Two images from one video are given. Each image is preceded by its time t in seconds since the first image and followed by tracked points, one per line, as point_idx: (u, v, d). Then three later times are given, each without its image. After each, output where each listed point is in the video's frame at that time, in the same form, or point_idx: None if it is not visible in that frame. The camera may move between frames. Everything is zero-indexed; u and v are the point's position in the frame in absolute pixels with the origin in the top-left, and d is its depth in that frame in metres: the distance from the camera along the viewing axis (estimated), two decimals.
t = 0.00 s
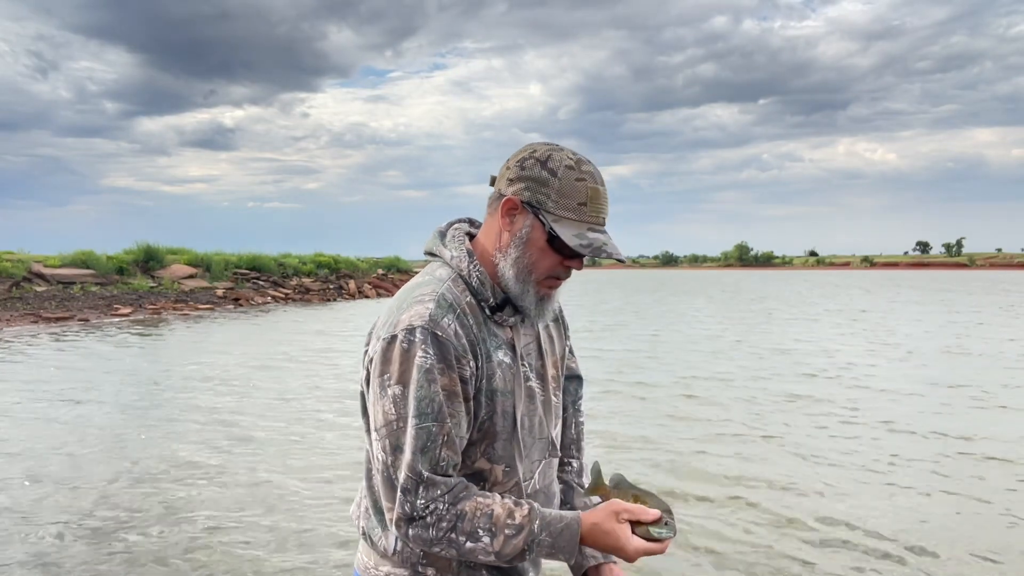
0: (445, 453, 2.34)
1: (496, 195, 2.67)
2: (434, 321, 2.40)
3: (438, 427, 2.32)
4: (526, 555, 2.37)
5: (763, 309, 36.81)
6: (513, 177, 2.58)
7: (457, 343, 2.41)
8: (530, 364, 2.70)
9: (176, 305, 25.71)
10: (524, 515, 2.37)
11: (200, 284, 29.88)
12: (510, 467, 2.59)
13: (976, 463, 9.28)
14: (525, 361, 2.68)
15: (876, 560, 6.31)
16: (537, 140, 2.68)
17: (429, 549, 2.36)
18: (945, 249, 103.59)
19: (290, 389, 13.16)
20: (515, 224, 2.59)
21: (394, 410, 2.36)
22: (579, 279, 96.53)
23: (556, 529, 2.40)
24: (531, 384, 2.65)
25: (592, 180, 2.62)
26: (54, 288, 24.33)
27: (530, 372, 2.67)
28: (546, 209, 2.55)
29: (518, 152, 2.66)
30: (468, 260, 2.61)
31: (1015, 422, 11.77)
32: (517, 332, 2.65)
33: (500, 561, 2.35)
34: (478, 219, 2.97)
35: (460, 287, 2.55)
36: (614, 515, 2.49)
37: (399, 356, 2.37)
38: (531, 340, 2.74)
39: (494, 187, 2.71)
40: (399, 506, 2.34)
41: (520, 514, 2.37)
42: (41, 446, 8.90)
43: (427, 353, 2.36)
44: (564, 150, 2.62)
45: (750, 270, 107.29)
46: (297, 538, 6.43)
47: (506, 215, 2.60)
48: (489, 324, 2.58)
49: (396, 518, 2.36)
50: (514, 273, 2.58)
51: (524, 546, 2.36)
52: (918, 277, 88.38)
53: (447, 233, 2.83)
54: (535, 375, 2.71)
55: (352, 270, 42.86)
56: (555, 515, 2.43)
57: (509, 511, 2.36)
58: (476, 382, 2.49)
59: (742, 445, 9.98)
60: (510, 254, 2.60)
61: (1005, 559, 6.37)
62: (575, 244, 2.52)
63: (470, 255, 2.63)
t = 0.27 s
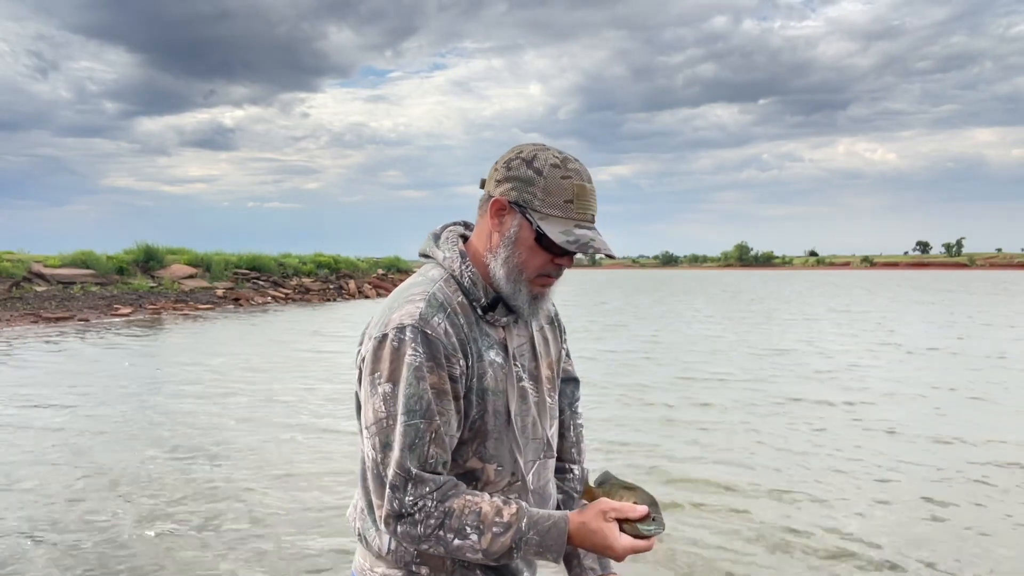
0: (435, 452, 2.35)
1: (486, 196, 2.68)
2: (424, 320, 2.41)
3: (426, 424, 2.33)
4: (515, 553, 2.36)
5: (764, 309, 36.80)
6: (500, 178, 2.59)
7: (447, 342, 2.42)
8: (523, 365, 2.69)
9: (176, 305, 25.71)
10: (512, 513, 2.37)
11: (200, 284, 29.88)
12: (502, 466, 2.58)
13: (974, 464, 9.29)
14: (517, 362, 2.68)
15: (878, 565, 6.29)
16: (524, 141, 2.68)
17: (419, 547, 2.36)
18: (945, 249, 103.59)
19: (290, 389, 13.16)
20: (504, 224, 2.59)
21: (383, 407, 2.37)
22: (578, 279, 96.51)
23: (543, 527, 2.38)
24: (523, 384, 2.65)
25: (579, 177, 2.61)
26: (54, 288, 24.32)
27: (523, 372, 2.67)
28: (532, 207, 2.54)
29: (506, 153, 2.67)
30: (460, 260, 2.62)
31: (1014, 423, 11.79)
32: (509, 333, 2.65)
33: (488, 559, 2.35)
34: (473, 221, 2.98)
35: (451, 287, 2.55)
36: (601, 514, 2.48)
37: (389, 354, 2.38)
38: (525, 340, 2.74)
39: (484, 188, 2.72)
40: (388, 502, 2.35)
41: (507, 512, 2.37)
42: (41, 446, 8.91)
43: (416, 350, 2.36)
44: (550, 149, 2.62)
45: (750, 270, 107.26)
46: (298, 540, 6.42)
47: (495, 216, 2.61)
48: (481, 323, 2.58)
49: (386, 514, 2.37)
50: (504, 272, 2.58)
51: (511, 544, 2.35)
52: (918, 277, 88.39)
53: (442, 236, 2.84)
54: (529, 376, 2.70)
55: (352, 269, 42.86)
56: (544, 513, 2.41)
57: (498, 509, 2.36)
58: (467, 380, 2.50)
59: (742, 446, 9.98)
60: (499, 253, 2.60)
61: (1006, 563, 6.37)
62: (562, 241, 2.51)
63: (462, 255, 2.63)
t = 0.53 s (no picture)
0: (420, 451, 2.35)
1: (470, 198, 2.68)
2: (409, 321, 2.42)
3: (410, 423, 2.33)
4: (500, 552, 2.34)
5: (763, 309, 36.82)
6: (480, 180, 2.60)
7: (433, 343, 2.42)
8: (515, 366, 2.69)
9: (176, 305, 25.72)
10: (497, 512, 2.35)
11: (200, 284, 29.89)
12: (493, 467, 2.58)
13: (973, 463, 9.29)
14: (509, 363, 2.67)
15: (875, 563, 6.29)
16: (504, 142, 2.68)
17: (406, 546, 2.37)
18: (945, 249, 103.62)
19: (290, 389, 13.17)
20: (485, 225, 2.60)
21: (370, 408, 2.38)
22: (579, 279, 96.50)
23: (528, 526, 2.35)
24: (515, 385, 2.64)
25: (555, 174, 2.58)
26: (54, 288, 24.33)
27: (514, 374, 2.66)
28: (508, 206, 2.54)
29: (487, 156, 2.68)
30: (448, 263, 2.63)
31: (1012, 423, 11.79)
32: (499, 334, 2.65)
33: (474, 558, 2.34)
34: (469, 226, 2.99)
35: (440, 290, 2.56)
36: (586, 514, 2.44)
37: (376, 355, 2.39)
38: (516, 341, 2.73)
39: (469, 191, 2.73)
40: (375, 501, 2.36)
41: (493, 511, 2.35)
42: (41, 445, 8.91)
43: (401, 352, 2.37)
44: (527, 148, 2.61)
45: (750, 270, 107.26)
46: (296, 540, 6.40)
47: (476, 217, 2.62)
48: (470, 325, 2.59)
49: (374, 514, 2.38)
50: (488, 273, 2.58)
51: (495, 543, 2.33)
52: (918, 277, 88.42)
53: (434, 240, 2.85)
54: (521, 377, 2.69)
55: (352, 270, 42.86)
56: (529, 513, 2.38)
57: (482, 507, 2.35)
58: (455, 381, 2.50)
59: (740, 446, 9.99)
60: (481, 254, 2.60)
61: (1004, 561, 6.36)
62: (534, 239, 2.49)
63: (451, 259, 2.64)
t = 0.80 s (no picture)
0: (413, 456, 2.35)
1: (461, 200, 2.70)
2: (403, 327, 2.42)
3: (403, 429, 2.33)
4: (493, 555, 2.34)
5: (763, 309, 36.87)
6: (470, 183, 2.61)
7: (426, 348, 2.43)
8: (512, 367, 2.70)
9: (176, 305, 25.72)
10: (489, 516, 2.34)
11: (200, 284, 29.90)
12: (491, 468, 2.59)
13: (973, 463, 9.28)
14: (506, 364, 2.68)
15: (875, 560, 6.28)
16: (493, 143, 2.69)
17: (402, 549, 2.38)
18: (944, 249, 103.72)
19: (290, 388, 13.19)
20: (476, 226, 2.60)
21: (364, 414, 2.38)
22: (579, 279, 96.44)
23: (519, 529, 2.34)
24: (512, 386, 2.66)
25: (544, 172, 2.59)
26: (54, 288, 24.32)
27: (510, 375, 2.67)
28: (496, 207, 2.55)
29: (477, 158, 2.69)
30: (443, 267, 2.63)
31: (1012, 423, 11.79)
32: (496, 335, 2.65)
33: (467, 560, 2.34)
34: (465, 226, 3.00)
35: (435, 294, 2.57)
36: (578, 513, 2.42)
37: (369, 362, 2.40)
38: (513, 342, 2.74)
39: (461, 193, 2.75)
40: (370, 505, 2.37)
41: (485, 515, 2.35)
42: (42, 445, 8.92)
43: (394, 358, 2.37)
44: (515, 147, 2.62)
45: (750, 270, 107.21)
46: (298, 541, 6.39)
47: (468, 219, 2.64)
48: (466, 329, 2.59)
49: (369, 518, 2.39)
50: (480, 275, 2.59)
51: (487, 546, 2.33)
52: (917, 278, 88.48)
53: (430, 242, 2.85)
54: (517, 378, 2.70)
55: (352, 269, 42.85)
56: (521, 517, 2.37)
57: (475, 511, 2.35)
58: (450, 385, 2.50)
59: (740, 446, 9.98)
60: (474, 257, 2.61)
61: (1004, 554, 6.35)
62: (524, 238, 2.50)
63: (446, 262, 2.65)
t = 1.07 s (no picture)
0: (416, 453, 2.35)
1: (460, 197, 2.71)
2: (406, 324, 2.42)
3: (407, 425, 2.34)
4: (494, 553, 2.32)
5: (763, 309, 36.89)
6: (468, 179, 2.63)
7: (430, 345, 2.43)
8: (516, 362, 2.70)
9: (176, 305, 25.73)
10: (491, 514, 2.32)
11: (200, 284, 29.90)
12: (494, 464, 2.60)
13: (973, 459, 9.28)
14: (510, 360, 2.68)
15: (870, 558, 6.29)
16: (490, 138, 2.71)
17: (406, 545, 2.39)
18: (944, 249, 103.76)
19: (291, 388, 13.21)
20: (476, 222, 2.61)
21: (369, 412, 2.39)
22: (579, 279, 96.43)
23: (521, 527, 2.30)
24: (515, 381, 2.66)
25: (541, 164, 2.59)
26: (54, 288, 24.32)
27: (514, 369, 2.67)
28: (494, 201, 2.55)
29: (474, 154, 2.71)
30: (446, 263, 2.64)
31: (1012, 422, 11.80)
32: (499, 331, 2.66)
33: (469, 558, 2.33)
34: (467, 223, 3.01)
35: (438, 290, 2.57)
36: (581, 513, 2.34)
37: (374, 360, 2.40)
38: (517, 337, 2.74)
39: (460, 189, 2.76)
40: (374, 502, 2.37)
41: (487, 513, 2.32)
42: (44, 445, 8.93)
43: (397, 355, 2.38)
44: (510, 141, 2.63)
45: (750, 270, 107.22)
46: (296, 541, 6.39)
47: (468, 215, 2.65)
48: (469, 325, 2.60)
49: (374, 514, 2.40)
50: (482, 270, 2.60)
51: (489, 545, 2.31)
52: (917, 278, 88.50)
53: (432, 239, 2.86)
54: (521, 373, 2.71)
55: (351, 270, 42.86)
56: (522, 515, 2.34)
57: (476, 508, 2.33)
58: (454, 381, 2.50)
59: (739, 446, 9.98)
60: (475, 251, 2.62)
61: (1000, 557, 6.35)
62: (522, 230, 2.50)
63: (448, 258, 2.66)
